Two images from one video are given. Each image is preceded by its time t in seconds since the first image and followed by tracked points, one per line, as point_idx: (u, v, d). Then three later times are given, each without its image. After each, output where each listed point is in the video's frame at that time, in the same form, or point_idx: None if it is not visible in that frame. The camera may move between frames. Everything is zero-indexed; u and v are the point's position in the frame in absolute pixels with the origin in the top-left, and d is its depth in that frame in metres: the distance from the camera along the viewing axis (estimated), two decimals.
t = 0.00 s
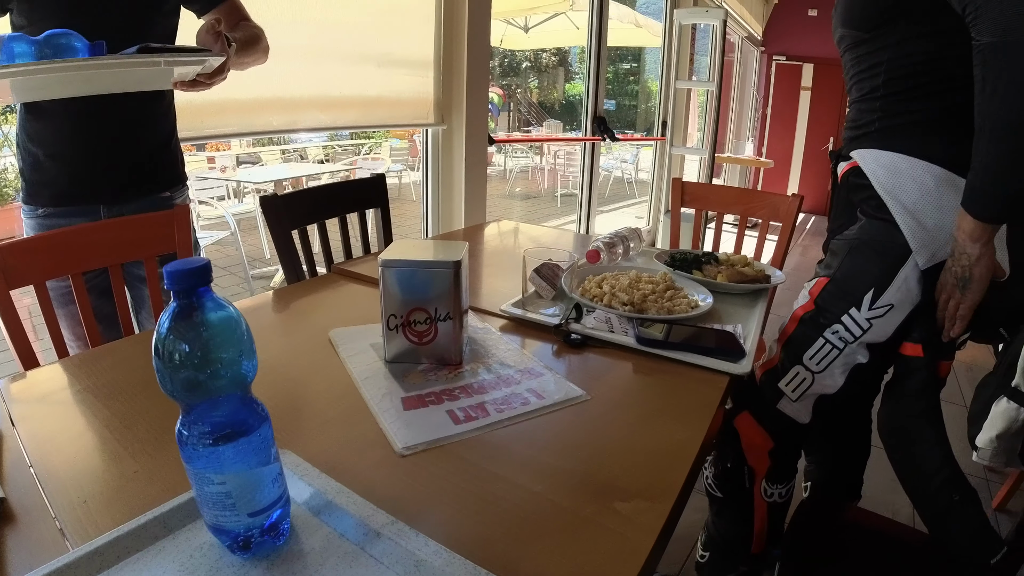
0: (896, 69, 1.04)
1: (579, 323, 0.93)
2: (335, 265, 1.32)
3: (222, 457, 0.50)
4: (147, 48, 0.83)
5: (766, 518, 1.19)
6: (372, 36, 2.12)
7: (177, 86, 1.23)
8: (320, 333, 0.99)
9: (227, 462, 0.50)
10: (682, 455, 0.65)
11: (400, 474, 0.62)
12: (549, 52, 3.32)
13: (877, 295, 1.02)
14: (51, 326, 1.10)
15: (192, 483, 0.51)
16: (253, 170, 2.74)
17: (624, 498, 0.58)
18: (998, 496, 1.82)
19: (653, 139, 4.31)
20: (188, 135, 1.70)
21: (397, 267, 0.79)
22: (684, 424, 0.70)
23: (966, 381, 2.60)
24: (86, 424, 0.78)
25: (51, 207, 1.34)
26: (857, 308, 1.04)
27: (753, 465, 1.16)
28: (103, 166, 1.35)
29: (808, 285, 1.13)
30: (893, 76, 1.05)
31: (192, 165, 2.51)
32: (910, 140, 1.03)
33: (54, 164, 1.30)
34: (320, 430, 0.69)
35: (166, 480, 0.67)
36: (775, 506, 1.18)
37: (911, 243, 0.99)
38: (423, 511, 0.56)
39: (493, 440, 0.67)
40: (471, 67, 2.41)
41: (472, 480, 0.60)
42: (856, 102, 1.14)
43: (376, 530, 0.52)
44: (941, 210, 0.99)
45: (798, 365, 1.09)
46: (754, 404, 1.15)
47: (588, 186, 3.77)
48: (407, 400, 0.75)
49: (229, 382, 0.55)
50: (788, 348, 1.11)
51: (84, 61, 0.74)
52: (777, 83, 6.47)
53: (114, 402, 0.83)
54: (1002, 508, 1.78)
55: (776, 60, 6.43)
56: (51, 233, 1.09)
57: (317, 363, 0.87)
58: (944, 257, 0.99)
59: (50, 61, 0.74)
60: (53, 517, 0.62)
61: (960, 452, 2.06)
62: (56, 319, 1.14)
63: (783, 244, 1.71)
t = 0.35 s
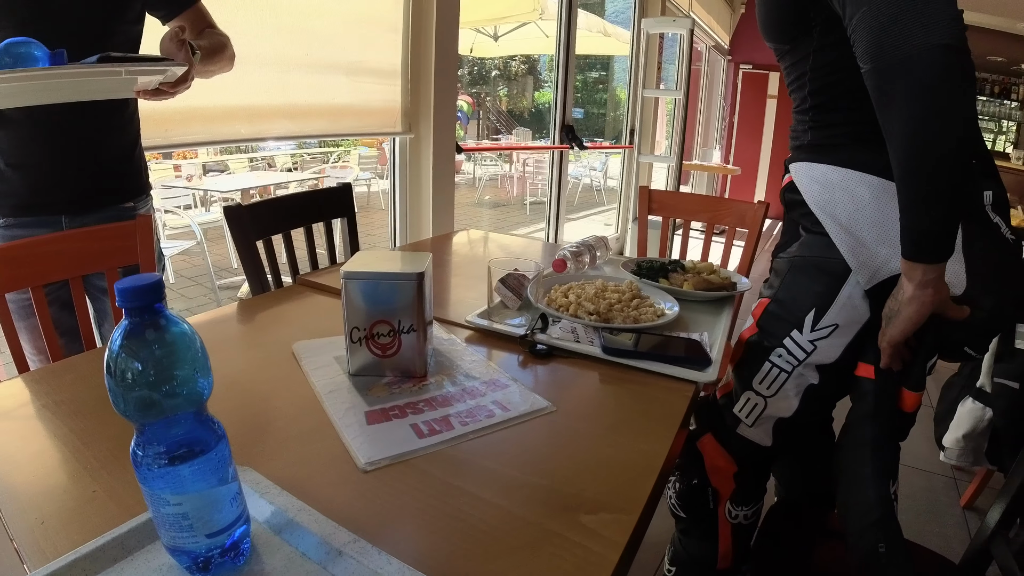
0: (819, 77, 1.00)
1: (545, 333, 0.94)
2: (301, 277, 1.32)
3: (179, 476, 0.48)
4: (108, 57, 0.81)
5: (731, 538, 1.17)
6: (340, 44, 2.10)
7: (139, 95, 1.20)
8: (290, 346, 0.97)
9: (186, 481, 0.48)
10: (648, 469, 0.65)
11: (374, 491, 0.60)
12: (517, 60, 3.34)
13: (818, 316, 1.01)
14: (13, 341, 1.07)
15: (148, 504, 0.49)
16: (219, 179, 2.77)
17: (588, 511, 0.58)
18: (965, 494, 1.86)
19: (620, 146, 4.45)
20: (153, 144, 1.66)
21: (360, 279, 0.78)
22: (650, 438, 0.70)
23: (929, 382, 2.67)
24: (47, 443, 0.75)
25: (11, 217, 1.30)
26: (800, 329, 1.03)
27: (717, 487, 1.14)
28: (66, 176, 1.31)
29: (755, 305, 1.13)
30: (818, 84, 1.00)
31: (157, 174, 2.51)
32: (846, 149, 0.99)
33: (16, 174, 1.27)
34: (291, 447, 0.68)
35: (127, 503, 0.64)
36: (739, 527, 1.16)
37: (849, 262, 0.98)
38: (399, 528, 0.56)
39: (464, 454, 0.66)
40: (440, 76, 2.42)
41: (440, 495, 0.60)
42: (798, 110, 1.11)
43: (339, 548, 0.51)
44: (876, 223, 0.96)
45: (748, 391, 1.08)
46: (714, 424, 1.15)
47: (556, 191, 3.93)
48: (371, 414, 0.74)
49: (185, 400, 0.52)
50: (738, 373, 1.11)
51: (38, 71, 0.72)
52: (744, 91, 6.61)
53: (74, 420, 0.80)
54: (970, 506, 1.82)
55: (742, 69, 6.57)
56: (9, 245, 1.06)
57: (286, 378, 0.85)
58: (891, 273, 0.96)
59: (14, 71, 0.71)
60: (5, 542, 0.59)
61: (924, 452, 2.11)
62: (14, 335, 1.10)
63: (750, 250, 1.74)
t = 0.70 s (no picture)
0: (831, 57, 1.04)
1: (537, 336, 0.93)
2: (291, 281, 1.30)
3: (166, 484, 0.47)
4: (96, 58, 0.81)
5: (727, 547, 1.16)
6: (329, 45, 2.09)
7: (127, 95, 1.18)
8: (279, 349, 0.96)
9: (173, 489, 0.47)
10: (642, 473, 0.64)
11: (364, 496, 0.60)
12: (508, 62, 3.33)
13: (816, 315, 1.03)
14: None
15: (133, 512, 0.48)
16: (210, 181, 2.74)
17: (581, 515, 0.57)
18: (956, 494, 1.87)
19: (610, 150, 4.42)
20: (141, 145, 1.64)
21: (349, 282, 0.77)
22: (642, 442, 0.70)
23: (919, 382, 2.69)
24: (34, 447, 0.74)
25: None
26: (796, 329, 1.05)
27: (711, 492, 1.13)
28: (53, 178, 1.29)
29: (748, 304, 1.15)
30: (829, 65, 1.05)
31: (146, 175, 2.58)
32: (855, 127, 1.02)
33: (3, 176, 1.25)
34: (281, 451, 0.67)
35: (115, 509, 0.63)
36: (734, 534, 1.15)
37: (846, 260, 1.00)
38: (390, 535, 0.55)
39: (455, 457, 0.66)
40: (430, 78, 2.41)
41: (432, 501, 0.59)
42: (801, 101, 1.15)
43: (329, 556, 0.50)
44: (889, 173, 0.97)
45: (743, 394, 1.09)
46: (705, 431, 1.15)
47: (548, 198, 3.82)
48: (362, 418, 0.73)
49: (171, 406, 0.51)
50: (732, 374, 1.12)
51: (29, 71, 0.70)
52: (734, 93, 6.64)
53: (61, 424, 0.78)
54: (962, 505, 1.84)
55: (732, 71, 6.60)
56: None
57: (276, 382, 0.84)
58: (924, 204, 0.94)
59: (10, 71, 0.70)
60: None
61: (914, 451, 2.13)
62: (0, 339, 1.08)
63: (741, 251, 1.74)
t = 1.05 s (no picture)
0: (840, 44, 1.10)
1: (538, 337, 0.93)
2: (291, 282, 1.30)
3: (169, 486, 0.47)
4: (64, 74, 0.74)
5: None
6: (328, 47, 2.09)
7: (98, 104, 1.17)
8: (280, 350, 0.96)
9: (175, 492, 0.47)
10: (646, 474, 0.64)
11: (366, 497, 0.60)
12: (507, 64, 3.33)
13: (834, 317, 1.01)
14: None
15: (137, 516, 0.48)
16: (209, 182, 2.75)
17: (586, 517, 0.57)
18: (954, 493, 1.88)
19: (608, 152, 4.45)
20: (141, 146, 1.64)
21: (351, 283, 0.77)
22: (644, 444, 0.70)
23: (916, 382, 2.70)
24: (37, 448, 0.74)
25: None
26: (813, 332, 1.02)
27: (707, 525, 1.12)
28: (39, 183, 1.30)
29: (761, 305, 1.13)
30: (840, 52, 1.10)
31: (146, 176, 2.56)
32: (868, 110, 1.08)
33: (5, 178, 1.26)
34: (283, 451, 0.67)
35: (119, 510, 0.63)
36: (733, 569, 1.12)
37: (869, 257, 0.99)
38: (393, 535, 0.55)
39: (458, 457, 0.66)
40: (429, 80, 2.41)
41: (437, 503, 0.59)
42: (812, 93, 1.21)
43: (332, 558, 0.49)
44: (915, 150, 1.00)
45: (751, 406, 1.05)
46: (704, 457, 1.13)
47: (547, 197, 3.87)
48: (364, 419, 0.73)
49: (173, 408, 0.51)
50: (734, 386, 1.08)
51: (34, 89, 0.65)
52: (732, 95, 6.65)
53: (63, 425, 0.78)
54: (960, 505, 1.84)
55: (729, 73, 6.62)
56: None
57: (278, 382, 0.84)
58: (959, 172, 0.98)
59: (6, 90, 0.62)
60: None
61: (913, 451, 2.13)
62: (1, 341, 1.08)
63: (740, 252, 1.75)
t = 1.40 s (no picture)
0: (834, 75, 0.97)
1: (538, 338, 0.93)
2: (291, 282, 1.30)
3: (167, 488, 0.46)
4: None
5: None
6: (329, 48, 2.09)
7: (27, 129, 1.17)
8: (279, 351, 0.95)
9: (173, 494, 0.46)
10: (645, 475, 0.64)
11: (366, 499, 0.59)
12: (506, 65, 3.33)
13: (832, 371, 0.94)
14: None
15: (135, 518, 0.47)
16: (209, 184, 2.68)
17: (586, 518, 0.57)
18: (954, 494, 1.88)
19: (607, 153, 4.45)
20: (142, 147, 1.63)
21: (350, 283, 0.77)
22: (643, 445, 0.69)
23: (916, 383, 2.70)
24: (36, 451, 0.73)
25: None
26: (806, 387, 0.95)
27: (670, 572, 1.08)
28: None
29: (745, 351, 1.05)
30: (832, 85, 0.97)
31: (146, 177, 2.51)
32: (868, 146, 0.95)
33: None
34: (284, 453, 0.67)
35: (118, 514, 0.62)
36: None
37: (874, 307, 0.91)
38: (393, 537, 0.54)
39: (460, 460, 0.65)
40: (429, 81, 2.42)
41: (436, 505, 0.58)
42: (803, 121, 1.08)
43: (332, 559, 0.49)
44: (928, 215, 0.88)
45: (730, 460, 1.00)
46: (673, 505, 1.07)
47: (547, 198, 3.89)
48: (364, 420, 0.73)
49: (171, 409, 0.50)
50: (711, 437, 1.03)
51: None
52: (732, 96, 6.66)
53: (63, 427, 0.78)
54: (960, 505, 1.84)
55: (728, 74, 6.63)
56: None
57: (277, 384, 0.83)
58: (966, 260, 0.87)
59: None
60: None
61: (913, 453, 2.13)
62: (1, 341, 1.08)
63: (739, 252, 1.75)
